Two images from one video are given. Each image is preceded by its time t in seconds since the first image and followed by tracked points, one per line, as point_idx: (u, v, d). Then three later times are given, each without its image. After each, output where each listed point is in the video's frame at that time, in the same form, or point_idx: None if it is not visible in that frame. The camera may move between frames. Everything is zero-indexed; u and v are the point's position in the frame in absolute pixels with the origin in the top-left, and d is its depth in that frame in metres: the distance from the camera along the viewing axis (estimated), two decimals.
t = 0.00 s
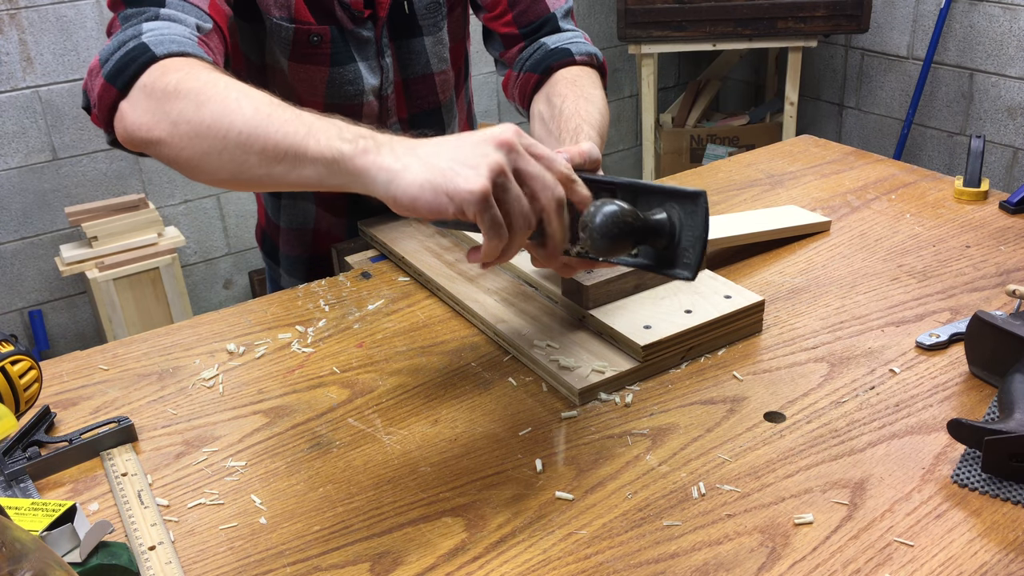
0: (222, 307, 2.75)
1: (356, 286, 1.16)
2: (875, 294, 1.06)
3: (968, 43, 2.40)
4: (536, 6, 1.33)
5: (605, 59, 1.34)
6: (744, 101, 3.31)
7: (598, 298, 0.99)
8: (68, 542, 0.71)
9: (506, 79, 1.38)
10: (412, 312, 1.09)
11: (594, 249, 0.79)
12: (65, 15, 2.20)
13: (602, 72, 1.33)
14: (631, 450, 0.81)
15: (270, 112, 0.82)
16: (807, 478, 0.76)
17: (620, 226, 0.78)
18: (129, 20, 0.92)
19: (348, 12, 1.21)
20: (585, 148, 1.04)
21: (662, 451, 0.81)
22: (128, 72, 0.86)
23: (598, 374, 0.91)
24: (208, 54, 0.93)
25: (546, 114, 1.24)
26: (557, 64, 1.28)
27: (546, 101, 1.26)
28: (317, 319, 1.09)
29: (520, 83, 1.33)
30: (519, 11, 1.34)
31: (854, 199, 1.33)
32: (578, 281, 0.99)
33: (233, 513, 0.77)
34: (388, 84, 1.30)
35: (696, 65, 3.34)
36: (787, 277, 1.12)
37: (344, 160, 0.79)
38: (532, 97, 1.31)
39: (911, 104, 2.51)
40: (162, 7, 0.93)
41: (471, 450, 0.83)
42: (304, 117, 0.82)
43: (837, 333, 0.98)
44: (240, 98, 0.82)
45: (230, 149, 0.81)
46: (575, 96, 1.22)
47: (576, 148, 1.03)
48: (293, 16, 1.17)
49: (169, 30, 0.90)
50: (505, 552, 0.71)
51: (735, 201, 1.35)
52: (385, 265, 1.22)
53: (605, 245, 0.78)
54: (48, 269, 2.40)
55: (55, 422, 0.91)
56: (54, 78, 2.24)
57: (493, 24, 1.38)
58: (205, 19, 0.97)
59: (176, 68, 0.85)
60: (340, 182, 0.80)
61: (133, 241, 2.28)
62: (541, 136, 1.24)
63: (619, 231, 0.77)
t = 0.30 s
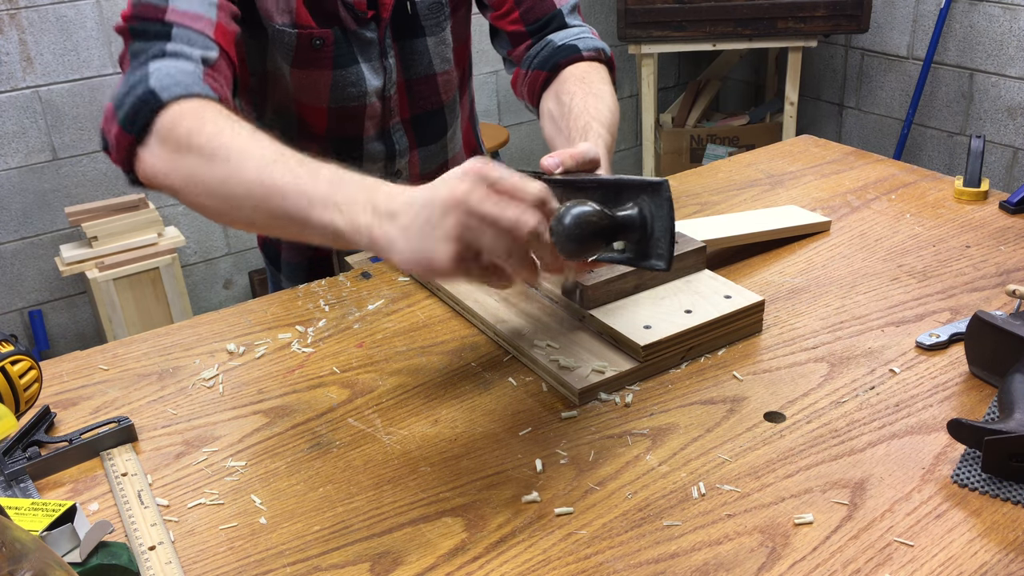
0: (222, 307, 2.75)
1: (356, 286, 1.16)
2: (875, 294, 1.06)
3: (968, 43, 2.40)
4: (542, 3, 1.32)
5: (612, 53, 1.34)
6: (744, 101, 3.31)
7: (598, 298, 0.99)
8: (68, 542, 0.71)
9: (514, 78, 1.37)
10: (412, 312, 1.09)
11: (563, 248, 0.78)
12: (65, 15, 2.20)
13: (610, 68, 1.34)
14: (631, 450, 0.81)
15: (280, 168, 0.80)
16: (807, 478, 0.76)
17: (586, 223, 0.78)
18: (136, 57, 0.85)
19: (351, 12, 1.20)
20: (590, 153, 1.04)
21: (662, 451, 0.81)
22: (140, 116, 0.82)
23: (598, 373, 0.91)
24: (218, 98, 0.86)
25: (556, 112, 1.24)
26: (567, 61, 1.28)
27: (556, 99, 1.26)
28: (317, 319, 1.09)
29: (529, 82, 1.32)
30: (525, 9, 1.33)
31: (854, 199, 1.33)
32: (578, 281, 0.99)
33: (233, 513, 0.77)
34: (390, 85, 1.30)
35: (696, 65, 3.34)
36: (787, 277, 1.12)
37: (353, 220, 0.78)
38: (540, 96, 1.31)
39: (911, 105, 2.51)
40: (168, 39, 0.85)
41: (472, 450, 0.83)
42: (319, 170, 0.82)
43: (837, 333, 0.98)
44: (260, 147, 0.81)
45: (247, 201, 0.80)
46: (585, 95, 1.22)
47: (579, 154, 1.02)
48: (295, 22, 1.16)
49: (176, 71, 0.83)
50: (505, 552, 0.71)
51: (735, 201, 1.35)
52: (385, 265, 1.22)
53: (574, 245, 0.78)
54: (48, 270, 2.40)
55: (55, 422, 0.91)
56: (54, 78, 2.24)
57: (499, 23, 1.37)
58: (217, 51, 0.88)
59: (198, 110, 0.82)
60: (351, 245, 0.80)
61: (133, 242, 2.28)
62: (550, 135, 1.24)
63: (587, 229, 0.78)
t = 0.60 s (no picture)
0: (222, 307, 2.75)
1: (356, 286, 1.16)
2: (875, 294, 1.06)
3: (968, 43, 2.40)
4: None
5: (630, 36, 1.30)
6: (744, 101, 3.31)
7: (598, 298, 0.99)
8: (68, 542, 0.71)
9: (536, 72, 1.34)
10: (412, 312, 1.09)
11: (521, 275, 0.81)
12: (65, 15, 2.20)
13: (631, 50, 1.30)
14: (631, 450, 0.81)
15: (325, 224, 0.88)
16: (807, 478, 0.76)
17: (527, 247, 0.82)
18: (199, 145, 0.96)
19: (349, 24, 1.21)
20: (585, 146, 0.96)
21: (662, 451, 0.81)
22: (211, 192, 0.93)
23: (598, 374, 0.90)
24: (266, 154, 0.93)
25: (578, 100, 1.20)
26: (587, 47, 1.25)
27: (577, 86, 1.22)
28: (317, 319, 1.09)
29: (550, 74, 1.29)
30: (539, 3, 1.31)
31: (854, 199, 1.33)
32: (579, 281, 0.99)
33: (233, 513, 0.77)
34: (389, 92, 1.29)
35: (697, 65, 3.34)
36: (787, 277, 1.12)
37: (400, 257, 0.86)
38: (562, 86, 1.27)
39: (911, 105, 2.51)
40: (218, 117, 0.95)
41: (471, 450, 0.83)
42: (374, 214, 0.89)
43: (837, 333, 0.98)
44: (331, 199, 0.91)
45: (309, 251, 0.90)
46: (609, 79, 1.19)
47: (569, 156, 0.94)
48: (290, 42, 1.16)
49: (226, 144, 0.93)
50: (505, 552, 0.71)
51: (735, 201, 1.35)
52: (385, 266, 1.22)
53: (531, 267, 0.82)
54: (49, 270, 2.40)
55: (55, 422, 0.91)
56: (54, 78, 2.24)
57: (514, 20, 1.35)
58: (256, 102, 0.97)
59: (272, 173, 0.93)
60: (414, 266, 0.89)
61: (133, 242, 2.28)
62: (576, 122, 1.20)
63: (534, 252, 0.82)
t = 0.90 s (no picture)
0: (222, 307, 2.75)
1: (356, 286, 1.16)
2: (875, 294, 1.06)
3: (968, 43, 2.40)
4: None
5: None
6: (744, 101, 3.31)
7: (598, 298, 0.99)
8: (68, 542, 0.71)
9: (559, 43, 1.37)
10: (412, 312, 1.09)
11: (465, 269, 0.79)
12: (65, 15, 2.20)
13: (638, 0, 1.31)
14: (631, 450, 0.81)
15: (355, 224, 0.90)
16: (807, 478, 0.76)
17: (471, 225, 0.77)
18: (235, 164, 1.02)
19: (352, 29, 1.20)
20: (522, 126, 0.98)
21: (662, 451, 0.81)
22: (255, 212, 0.99)
23: (598, 374, 0.91)
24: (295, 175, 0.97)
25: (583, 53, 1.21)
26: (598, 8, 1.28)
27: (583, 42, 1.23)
28: (317, 319, 1.09)
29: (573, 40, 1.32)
30: None
31: (854, 199, 1.33)
32: (578, 281, 0.99)
33: (233, 513, 0.77)
34: (394, 95, 1.30)
35: (696, 65, 3.34)
36: (786, 277, 1.12)
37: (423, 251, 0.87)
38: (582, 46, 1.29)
39: (911, 105, 2.51)
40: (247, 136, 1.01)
41: (471, 450, 0.83)
42: (396, 207, 0.90)
43: (837, 333, 0.98)
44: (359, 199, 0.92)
45: (354, 250, 0.92)
46: (607, 32, 1.21)
47: (510, 146, 0.94)
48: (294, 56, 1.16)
49: (258, 165, 0.98)
50: (505, 552, 0.71)
51: (735, 201, 1.35)
52: (385, 265, 1.22)
53: (482, 253, 0.78)
54: (48, 270, 2.40)
55: (55, 422, 0.91)
56: (54, 78, 2.24)
57: None
58: (282, 122, 1.02)
59: (303, 187, 0.96)
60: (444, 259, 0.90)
61: (133, 242, 2.28)
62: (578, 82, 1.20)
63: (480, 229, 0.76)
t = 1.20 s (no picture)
0: (222, 307, 2.75)
1: (356, 286, 1.16)
2: (875, 294, 1.06)
3: (968, 43, 2.40)
4: None
5: None
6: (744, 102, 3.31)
7: (598, 298, 0.99)
8: (68, 542, 0.71)
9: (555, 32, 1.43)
10: (412, 312, 1.09)
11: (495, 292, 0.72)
12: (65, 15, 2.20)
13: None
14: (631, 450, 0.81)
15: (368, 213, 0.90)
16: (807, 478, 0.76)
17: (496, 247, 0.71)
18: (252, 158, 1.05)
19: (357, 22, 1.21)
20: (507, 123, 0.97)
21: (662, 451, 0.81)
22: (270, 203, 1.01)
23: (598, 374, 0.90)
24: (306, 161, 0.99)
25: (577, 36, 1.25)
26: None
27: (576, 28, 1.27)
28: (317, 319, 1.09)
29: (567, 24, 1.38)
30: None
31: (854, 199, 1.33)
32: (578, 281, 0.99)
33: (233, 513, 0.77)
34: (400, 88, 1.30)
35: (697, 65, 3.34)
36: (787, 277, 1.12)
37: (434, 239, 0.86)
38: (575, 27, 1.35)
39: (911, 105, 2.51)
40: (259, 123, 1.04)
41: (471, 450, 0.83)
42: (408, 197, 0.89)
43: (837, 333, 0.98)
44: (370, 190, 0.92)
45: (368, 241, 0.92)
46: (595, 18, 1.26)
47: (503, 150, 0.92)
48: (304, 49, 1.15)
49: (271, 156, 1.01)
50: (505, 552, 0.71)
51: (735, 201, 1.35)
52: (385, 265, 1.22)
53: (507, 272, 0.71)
54: (49, 269, 2.40)
55: (55, 422, 0.91)
56: (54, 78, 2.24)
57: None
58: (294, 112, 1.04)
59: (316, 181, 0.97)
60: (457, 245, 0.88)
61: (133, 241, 2.28)
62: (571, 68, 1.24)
63: (501, 247, 0.71)
